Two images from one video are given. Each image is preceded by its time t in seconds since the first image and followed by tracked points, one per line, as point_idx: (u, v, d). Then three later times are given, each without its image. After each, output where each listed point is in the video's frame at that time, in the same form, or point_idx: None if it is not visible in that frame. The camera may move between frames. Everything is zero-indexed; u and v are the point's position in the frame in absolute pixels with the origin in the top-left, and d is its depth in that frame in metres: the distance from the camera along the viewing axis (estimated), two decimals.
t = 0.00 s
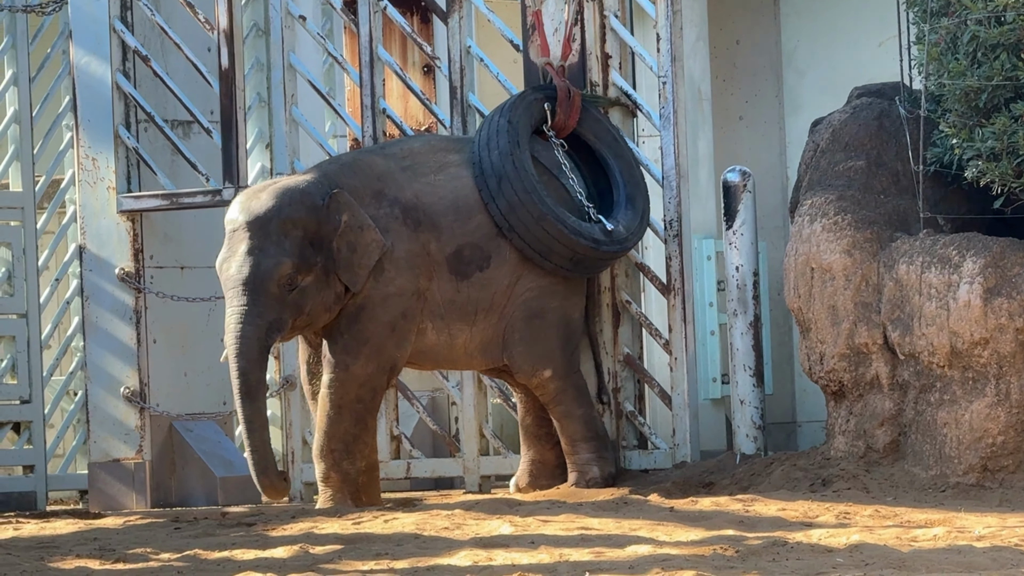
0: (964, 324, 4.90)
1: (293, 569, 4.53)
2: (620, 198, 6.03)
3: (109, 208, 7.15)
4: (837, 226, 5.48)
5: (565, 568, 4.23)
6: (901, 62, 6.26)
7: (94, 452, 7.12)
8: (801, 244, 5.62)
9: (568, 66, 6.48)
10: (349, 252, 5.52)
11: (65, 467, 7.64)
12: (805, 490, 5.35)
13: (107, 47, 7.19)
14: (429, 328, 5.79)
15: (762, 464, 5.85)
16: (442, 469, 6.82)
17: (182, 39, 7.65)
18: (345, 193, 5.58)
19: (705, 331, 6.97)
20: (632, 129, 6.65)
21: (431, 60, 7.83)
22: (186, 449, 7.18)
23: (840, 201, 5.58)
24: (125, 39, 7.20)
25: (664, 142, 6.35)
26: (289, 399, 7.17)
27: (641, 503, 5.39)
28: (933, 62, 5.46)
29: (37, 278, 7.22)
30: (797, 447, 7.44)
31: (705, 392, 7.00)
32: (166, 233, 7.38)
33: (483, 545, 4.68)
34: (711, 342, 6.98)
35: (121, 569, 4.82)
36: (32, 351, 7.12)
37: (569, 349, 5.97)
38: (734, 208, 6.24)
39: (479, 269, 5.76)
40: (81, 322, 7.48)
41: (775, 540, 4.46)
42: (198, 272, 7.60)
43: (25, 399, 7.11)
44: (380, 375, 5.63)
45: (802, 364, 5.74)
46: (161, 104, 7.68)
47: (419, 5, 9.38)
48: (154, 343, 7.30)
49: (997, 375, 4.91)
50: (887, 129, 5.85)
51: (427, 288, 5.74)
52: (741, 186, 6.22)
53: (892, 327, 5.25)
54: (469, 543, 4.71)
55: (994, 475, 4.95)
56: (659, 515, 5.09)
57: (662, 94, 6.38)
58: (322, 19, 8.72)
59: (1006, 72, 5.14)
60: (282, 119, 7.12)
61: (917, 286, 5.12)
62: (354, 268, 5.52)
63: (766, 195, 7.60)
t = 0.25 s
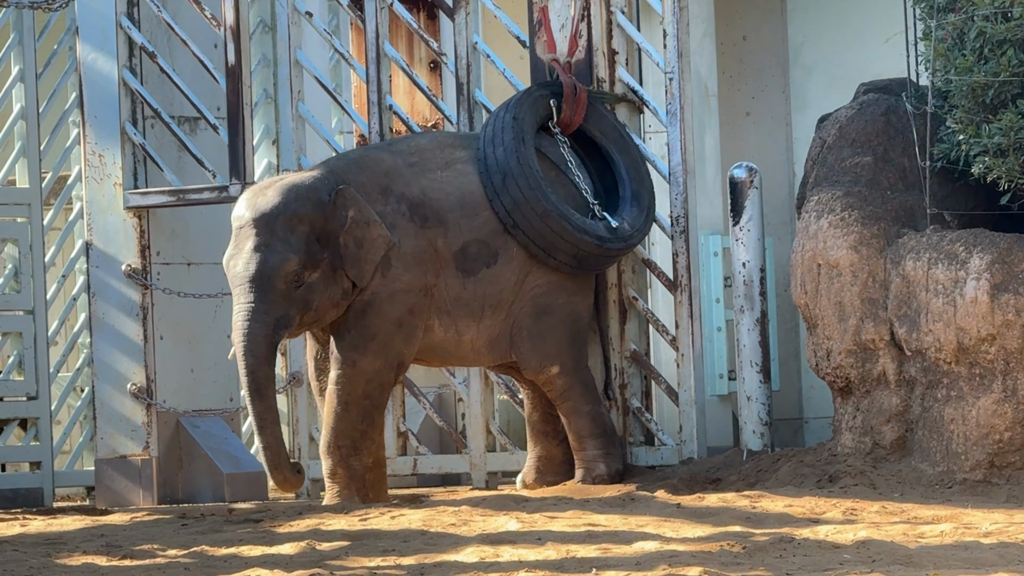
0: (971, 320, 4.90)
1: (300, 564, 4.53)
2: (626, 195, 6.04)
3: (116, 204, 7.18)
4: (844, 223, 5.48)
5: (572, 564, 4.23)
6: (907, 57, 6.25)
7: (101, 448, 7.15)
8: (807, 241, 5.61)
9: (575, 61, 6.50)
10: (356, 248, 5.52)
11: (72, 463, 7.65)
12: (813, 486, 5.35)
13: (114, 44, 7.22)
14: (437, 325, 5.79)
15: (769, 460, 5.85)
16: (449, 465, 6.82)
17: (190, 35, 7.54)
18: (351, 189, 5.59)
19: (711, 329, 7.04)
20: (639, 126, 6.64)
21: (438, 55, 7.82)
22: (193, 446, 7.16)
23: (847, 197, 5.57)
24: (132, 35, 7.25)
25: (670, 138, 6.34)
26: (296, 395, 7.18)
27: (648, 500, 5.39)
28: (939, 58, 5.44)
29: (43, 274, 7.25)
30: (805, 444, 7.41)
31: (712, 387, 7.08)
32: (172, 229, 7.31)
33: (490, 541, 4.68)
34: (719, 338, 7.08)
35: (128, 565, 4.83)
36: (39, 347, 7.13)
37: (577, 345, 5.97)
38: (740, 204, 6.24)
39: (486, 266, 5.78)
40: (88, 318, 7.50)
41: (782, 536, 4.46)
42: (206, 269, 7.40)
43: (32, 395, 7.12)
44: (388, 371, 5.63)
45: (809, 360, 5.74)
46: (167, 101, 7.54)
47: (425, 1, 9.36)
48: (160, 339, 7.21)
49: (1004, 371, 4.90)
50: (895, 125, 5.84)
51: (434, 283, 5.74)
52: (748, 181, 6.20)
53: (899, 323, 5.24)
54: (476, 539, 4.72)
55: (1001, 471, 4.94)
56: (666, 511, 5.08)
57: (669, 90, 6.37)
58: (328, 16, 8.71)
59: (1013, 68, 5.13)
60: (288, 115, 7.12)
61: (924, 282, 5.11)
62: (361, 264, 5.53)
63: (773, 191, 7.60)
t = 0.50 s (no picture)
0: (978, 316, 4.90)
1: (306, 561, 4.54)
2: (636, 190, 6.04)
3: (122, 201, 7.16)
4: (851, 220, 5.47)
5: (579, 560, 4.22)
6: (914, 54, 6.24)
7: (107, 445, 7.11)
8: (813, 237, 5.61)
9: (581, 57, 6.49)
10: (361, 246, 5.52)
11: (78, 459, 7.66)
12: (819, 483, 5.35)
13: (120, 40, 7.21)
14: (445, 322, 5.78)
15: (775, 457, 5.85)
16: (455, 461, 6.82)
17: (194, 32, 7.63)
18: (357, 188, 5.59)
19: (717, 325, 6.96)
20: (644, 122, 6.66)
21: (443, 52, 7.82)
22: (199, 442, 7.19)
23: (853, 193, 5.57)
24: (138, 32, 7.23)
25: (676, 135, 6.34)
26: (302, 392, 7.18)
27: (654, 496, 5.39)
28: (945, 54, 5.43)
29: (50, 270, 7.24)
30: (810, 440, 7.40)
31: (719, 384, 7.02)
32: (179, 226, 7.38)
33: (496, 537, 4.68)
34: (724, 335, 6.97)
35: (135, 562, 4.83)
36: (45, 344, 7.14)
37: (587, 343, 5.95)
38: (747, 200, 6.23)
39: (494, 263, 5.77)
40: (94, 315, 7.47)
41: (788, 532, 4.45)
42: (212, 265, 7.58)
43: (39, 391, 7.12)
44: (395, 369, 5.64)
45: (815, 357, 5.73)
46: (174, 97, 7.66)
47: None
48: (167, 336, 7.30)
49: (1010, 368, 4.89)
50: (901, 122, 5.83)
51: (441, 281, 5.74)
52: (754, 179, 6.23)
53: (905, 319, 5.24)
54: (482, 536, 4.72)
55: (1007, 468, 4.93)
56: (672, 507, 5.08)
57: (675, 86, 6.37)
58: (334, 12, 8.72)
59: (1019, 65, 5.11)
60: (295, 112, 7.12)
61: (930, 279, 5.10)
62: (367, 261, 5.53)
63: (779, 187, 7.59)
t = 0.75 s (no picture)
0: (981, 312, 4.89)
1: (309, 557, 4.54)
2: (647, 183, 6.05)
3: (126, 197, 7.17)
4: (854, 215, 5.47)
5: (582, 556, 4.22)
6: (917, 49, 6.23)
7: (110, 441, 7.15)
8: (817, 233, 5.61)
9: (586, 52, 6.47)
10: (362, 243, 5.53)
11: (82, 455, 7.66)
12: (822, 479, 5.35)
13: (123, 36, 7.20)
14: (452, 317, 5.78)
15: (778, 453, 5.85)
16: (458, 457, 6.83)
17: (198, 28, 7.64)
18: (359, 184, 5.58)
19: (720, 321, 6.98)
20: (648, 118, 6.65)
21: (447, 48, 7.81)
22: (202, 439, 7.09)
23: (857, 189, 5.56)
24: (142, 28, 7.22)
25: (679, 131, 6.34)
26: (306, 387, 7.18)
27: (657, 492, 5.39)
28: (949, 50, 5.43)
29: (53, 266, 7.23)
30: (813, 436, 7.39)
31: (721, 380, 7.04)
32: (183, 222, 7.39)
33: (499, 533, 4.68)
34: (727, 331, 6.99)
35: (138, 558, 4.84)
36: (48, 339, 7.14)
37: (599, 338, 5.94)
38: (750, 196, 6.23)
39: (504, 258, 5.75)
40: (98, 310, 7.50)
41: (791, 528, 4.45)
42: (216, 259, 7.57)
43: (42, 387, 7.13)
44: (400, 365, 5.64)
45: (818, 353, 5.73)
46: (177, 93, 7.64)
47: None
48: (170, 331, 7.31)
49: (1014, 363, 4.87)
50: (904, 118, 5.84)
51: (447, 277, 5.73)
52: (758, 174, 6.22)
53: (909, 315, 5.24)
54: (486, 532, 4.72)
55: (1011, 464, 4.92)
56: (675, 503, 5.08)
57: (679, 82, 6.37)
58: (338, 8, 8.71)
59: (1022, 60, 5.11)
60: (298, 108, 7.11)
61: (933, 275, 5.10)
62: (367, 259, 5.53)
63: (782, 183, 7.59)
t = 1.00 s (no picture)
0: (982, 308, 4.89)
1: (310, 552, 4.54)
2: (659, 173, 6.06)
3: (126, 192, 7.17)
4: (855, 211, 5.47)
5: (583, 552, 4.23)
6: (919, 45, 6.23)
7: (112, 436, 7.15)
8: (818, 229, 5.61)
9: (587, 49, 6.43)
10: (361, 240, 5.54)
11: (83, 450, 7.66)
12: (823, 474, 5.34)
13: (124, 32, 7.20)
14: (462, 312, 5.74)
15: (779, 448, 5.86)
16: (459, 452, 6.83)
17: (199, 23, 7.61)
18: (359, 182, 5.59)
19: (721, 317, 6.91)
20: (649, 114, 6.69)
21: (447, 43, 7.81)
22: (204, 435, 7.16)
23: (858, 184, 5.57)
24: (143, 23, 7.23)
25: (682, 127, 6.35)
26: (306, 383, 7.19)
27: (658, 488, 5.39)
28: (950, 46, 5.41)
29: (54, 262, 7.24)
30: (814, 432, 7.39)
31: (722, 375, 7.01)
32: (183, 217, 7.35)
33: (500, 529, 4.69)
34: (728, 326, 6.92)
35: (139, 553, 4.84)
36: (49, 335, 7.14)
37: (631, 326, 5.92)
38: (751, 192, 6.24)
39: (515, 251, 5.75)
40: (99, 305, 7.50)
41: (792, 524, 4.45)
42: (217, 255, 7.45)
43: (42, 383, 7.12)
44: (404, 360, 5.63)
45: (819, 349, 5.73)
46: (178, 89, 7.63)
47: None
48: (171, 327, 7.25)
49: (1013, 360, 4.88)
50: (905, 114, 5.83)
51: (452, 272, 5.71)
52: (758, 170, 6.22)
53: (909, 311, 5.24)
54: (487, 527, 4.72)
55: (1012, 459, 4.93)
56: (676, 499, 5.09)
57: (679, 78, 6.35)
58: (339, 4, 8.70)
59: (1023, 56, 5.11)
60: (299, 104, 7.11)
61: (934, 270, 5.10)
62: (366, 256, 5.55)
63: (783, 179, 7.58)
